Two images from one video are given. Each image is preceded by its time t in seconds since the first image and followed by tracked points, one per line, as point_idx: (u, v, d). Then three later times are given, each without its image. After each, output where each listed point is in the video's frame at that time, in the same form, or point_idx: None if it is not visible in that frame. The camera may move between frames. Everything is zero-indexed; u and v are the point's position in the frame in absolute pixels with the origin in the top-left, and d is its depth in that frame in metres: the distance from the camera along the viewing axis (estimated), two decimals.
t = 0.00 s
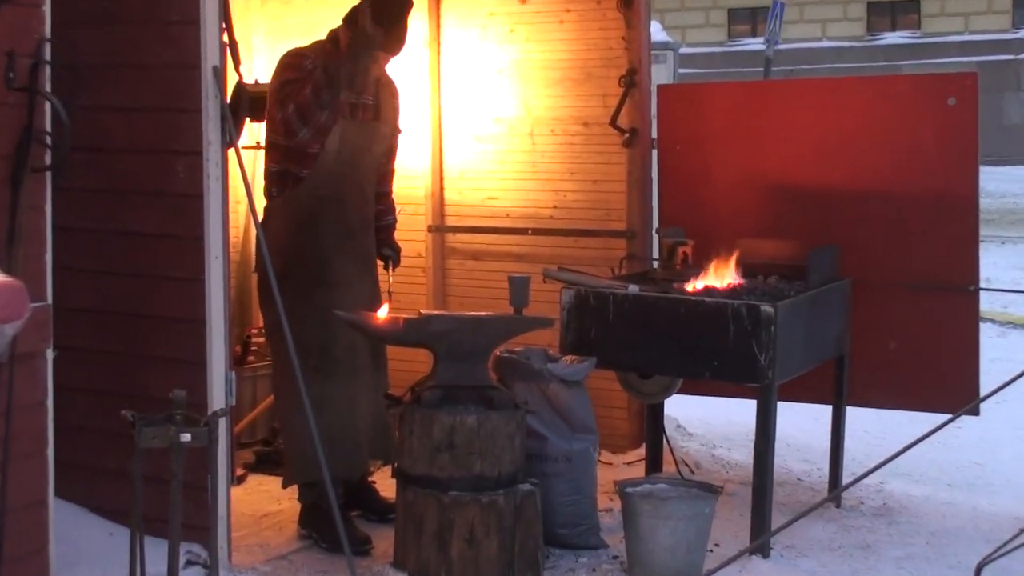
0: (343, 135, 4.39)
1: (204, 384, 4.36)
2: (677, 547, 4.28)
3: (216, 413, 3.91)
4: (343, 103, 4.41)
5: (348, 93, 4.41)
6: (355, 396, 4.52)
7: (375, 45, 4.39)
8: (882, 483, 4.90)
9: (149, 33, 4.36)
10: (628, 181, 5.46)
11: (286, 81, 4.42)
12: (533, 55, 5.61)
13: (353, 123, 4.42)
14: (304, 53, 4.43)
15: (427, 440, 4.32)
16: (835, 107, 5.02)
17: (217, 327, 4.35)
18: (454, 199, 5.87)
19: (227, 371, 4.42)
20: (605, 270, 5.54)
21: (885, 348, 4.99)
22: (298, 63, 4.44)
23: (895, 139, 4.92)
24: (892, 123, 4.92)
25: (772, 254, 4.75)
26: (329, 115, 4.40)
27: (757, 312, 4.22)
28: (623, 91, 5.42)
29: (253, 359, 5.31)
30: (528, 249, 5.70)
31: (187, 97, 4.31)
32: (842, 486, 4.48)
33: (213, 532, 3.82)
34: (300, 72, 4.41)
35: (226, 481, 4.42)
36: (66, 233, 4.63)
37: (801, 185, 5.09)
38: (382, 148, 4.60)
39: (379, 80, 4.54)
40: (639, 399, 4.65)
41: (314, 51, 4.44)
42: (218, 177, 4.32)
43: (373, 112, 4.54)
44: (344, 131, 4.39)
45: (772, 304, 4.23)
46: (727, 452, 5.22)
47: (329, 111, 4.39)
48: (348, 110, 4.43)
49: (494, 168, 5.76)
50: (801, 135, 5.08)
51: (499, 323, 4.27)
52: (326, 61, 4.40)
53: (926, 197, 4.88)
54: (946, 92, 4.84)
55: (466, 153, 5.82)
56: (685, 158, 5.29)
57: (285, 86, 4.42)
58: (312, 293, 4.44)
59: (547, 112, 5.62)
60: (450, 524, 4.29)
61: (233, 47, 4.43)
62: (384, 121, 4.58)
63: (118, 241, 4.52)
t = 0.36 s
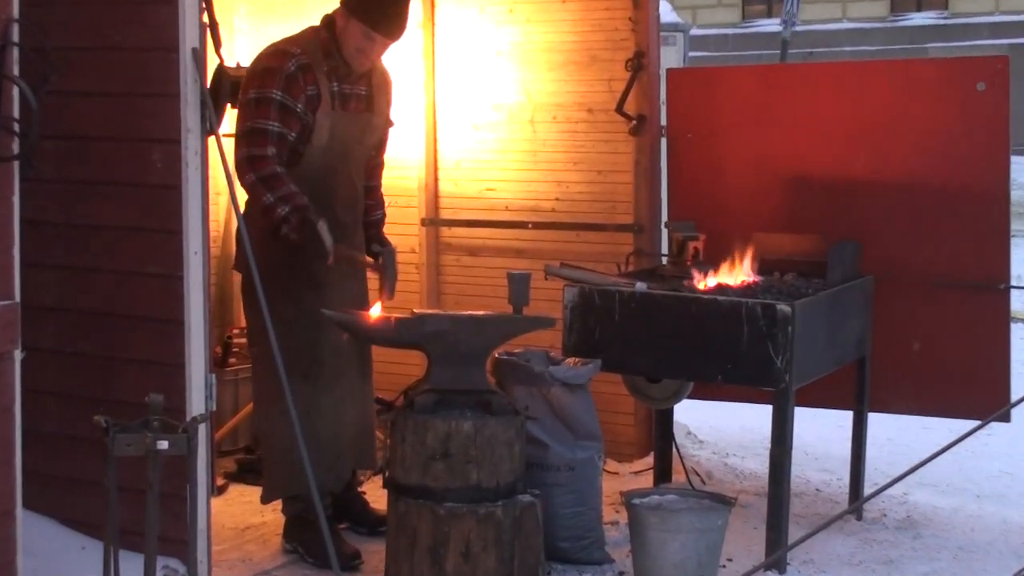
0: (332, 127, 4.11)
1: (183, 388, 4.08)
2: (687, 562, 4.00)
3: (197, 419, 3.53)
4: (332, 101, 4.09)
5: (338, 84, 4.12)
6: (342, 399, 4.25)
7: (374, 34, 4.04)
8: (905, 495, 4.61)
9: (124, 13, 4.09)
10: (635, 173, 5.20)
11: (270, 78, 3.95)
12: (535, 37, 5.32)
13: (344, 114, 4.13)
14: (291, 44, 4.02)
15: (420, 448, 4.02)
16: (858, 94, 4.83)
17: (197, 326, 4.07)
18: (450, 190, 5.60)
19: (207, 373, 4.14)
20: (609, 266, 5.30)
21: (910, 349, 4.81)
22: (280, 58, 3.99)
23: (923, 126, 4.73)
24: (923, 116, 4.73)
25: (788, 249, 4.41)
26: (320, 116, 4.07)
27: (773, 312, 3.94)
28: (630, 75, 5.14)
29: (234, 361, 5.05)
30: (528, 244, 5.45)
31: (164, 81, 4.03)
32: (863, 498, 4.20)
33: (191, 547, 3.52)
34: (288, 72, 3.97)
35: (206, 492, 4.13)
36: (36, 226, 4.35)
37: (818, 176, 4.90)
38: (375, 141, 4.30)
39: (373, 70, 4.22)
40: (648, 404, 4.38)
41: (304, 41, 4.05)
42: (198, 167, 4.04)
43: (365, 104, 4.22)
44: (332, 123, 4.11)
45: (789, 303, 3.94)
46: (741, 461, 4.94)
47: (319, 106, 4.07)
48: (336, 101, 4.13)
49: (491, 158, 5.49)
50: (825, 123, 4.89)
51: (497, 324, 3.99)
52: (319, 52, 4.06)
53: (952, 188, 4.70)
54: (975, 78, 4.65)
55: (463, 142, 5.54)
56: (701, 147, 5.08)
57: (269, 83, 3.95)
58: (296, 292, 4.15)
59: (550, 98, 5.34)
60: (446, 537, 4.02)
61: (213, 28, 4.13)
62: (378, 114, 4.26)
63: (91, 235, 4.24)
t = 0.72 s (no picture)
0: (323, 107, 3.81)
1: (160, 391, 3.81)
2: None
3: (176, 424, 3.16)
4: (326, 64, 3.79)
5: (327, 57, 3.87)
6: (334, 401, 3.96)
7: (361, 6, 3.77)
8: (930, 505, 4.32)
9: None
10: (643, 161, 4.94)
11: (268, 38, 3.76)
12: (537, 17, 5.05)
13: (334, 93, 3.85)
14: (278, 16, 3.77)
15: (412, 455, 3.74)
16: (878, 76, 4.61)
17: (173, 325, 3.80)
18: (445, 180, 5.33)
19: (185, 376, 3.87)
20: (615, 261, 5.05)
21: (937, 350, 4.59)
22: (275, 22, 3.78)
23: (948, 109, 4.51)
24: (946, 98, 4.51)
25: (807, 243, 4.16)
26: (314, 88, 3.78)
27: (790, 310, 3.66)
28: (636, 57, 4.89)
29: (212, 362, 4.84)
30: (529, 236, 5.19)
31: (139, 63, 3.76)
32: (886, 508, 3.93)
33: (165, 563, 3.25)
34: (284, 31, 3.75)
35: (183, 502, 3.86)
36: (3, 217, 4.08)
37: (844, 162, 4.68)
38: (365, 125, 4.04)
39: (360, 45, 3.98)
40: (656, 408, 4.12)
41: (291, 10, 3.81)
42: (174, 154, 3.78)
43: (352, 83, 3.99)
44: (326, 102, 3.81)
45: (808, 300, 3.67)
46: (755, 469, 4.67)
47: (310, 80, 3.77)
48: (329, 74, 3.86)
49: (489, 145, 5.22)
50: (844, 101, 4.67)
51: (494, 323, 3.71)
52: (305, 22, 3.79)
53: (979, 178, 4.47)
54: (1006, 60, 4.41)
55: (459, 128, 5.27)
56: (712, 133, 4.86)
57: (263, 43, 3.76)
58: (283, 287, 3.87)
59: (551, 81, 5.07)
60: (439, 551, 3.73)
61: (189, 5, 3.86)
62: (367, 94, 4.01)
63: (60, 228, 3.97)
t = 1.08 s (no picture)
0: (301, 94, 3.58)
1: (134, 394, 3.55)
2: None
3: (153, 429, 2.89)
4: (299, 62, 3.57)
5: (308, 46, 3.61)
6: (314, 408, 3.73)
7: None
8: (960, 516, 4.04)
9: None
10: (651, 146, 4.70)
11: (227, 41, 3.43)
12: None
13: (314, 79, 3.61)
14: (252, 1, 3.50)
15: (404, 462, 3.47)
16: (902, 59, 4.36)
17: (147, 323, 3.54)
18: (439, 168, 5.07)
19: (161, 378, 3.60)
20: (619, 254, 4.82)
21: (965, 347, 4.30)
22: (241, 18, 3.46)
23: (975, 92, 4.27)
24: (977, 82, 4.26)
25: (828, 235, 3.89)
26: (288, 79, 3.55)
27: (809, 307, 3.40)
28: (644, 36, 4.63)
29: (190, 363, 4.64)
30: (528, 228, 4.93)
31: (111, 42, 3.49)
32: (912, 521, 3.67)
33: None
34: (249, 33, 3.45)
35: (158, 513, 3.60)
36: None
37: (864, 152, 4.44)
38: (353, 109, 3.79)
39: (349, 25, 3.72)
40: (665, 412, 3.87)
41: None
42: (148, 138, 3.51)
43: (338, 67, 3.71)
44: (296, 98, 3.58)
45: (830, 295, 3.41)
46: (772, 477, 4.41)
47: (285, 71, 3.54)
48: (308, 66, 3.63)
49: (485, 129, 4.97)
50: (862, 86, 4.43)
51: (492, 322, 3.45)
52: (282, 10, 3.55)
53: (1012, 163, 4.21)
54: None
55: (454, 112, 5.02)
56: (724, 116, 4.65)
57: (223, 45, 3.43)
58: (266, 282, 3.61)
59: (552, 63, 4.81)
60: (433, 566, 3.46)
61: None
62: (352, 79, 3.76)
63: (28, 218, 3.72)
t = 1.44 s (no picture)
0: (283, 71, 3.37)
1: (101, 399, 3.31)
2: None
3: (125, 435, 2.60)
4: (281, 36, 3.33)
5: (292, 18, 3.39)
6: (304, 413, 3.49)
7: None
8: (989, 529, 3.79)
9: None
10: (659, 133, 4.47)
11: None
12: None
13: (295, 55, 3.40)
14: None
15: (393, 472, 3.21)
16: (923, 40, 4.17)
17: (117, 322, 3.31)
18: (431, 155, 4.82)
19: (131, 382, 3.36)
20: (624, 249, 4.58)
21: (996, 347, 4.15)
22: None
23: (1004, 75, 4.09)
24: (1001, 67, 4.09)
25: (847, 228, 3.68)
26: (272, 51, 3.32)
27: (828, 306, 3.15)
28: (651, 14, 4.41)
29: (163, 365, 4.52)
30: (529, 220, 4.69)
31: (78, 20, 3.25)
32: (940, 536, 3.47)
33: None
34: None
35: (128, 528, 3.34)
36: None
37: (891, 138, 4.23)
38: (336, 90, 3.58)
39: None
40: (676, 417, 3.66)
41: None
42: (118, 125, 3.29)
43: (321, 42, 3.49)
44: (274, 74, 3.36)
45: (852, 293, 3.15)
46: (789, 490, 4.21)
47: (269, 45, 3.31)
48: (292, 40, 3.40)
49: (481, 115, 4.71)
50: (883, 71, 4.23)
51: (488, 321, 3.20)
52: None
53: None
54: None
55: (448, 96, 4.75)
56: (739, 99, 4.43)
57: None
58: (246, 278, 3.38)
59: (552, 43, 4.57)
60: None
61: None
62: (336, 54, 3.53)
63: None
